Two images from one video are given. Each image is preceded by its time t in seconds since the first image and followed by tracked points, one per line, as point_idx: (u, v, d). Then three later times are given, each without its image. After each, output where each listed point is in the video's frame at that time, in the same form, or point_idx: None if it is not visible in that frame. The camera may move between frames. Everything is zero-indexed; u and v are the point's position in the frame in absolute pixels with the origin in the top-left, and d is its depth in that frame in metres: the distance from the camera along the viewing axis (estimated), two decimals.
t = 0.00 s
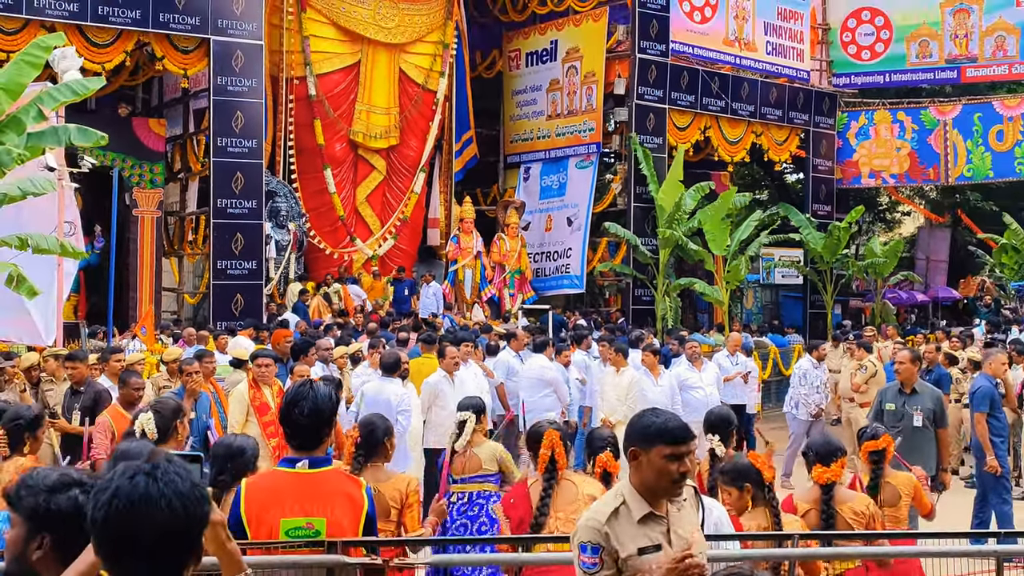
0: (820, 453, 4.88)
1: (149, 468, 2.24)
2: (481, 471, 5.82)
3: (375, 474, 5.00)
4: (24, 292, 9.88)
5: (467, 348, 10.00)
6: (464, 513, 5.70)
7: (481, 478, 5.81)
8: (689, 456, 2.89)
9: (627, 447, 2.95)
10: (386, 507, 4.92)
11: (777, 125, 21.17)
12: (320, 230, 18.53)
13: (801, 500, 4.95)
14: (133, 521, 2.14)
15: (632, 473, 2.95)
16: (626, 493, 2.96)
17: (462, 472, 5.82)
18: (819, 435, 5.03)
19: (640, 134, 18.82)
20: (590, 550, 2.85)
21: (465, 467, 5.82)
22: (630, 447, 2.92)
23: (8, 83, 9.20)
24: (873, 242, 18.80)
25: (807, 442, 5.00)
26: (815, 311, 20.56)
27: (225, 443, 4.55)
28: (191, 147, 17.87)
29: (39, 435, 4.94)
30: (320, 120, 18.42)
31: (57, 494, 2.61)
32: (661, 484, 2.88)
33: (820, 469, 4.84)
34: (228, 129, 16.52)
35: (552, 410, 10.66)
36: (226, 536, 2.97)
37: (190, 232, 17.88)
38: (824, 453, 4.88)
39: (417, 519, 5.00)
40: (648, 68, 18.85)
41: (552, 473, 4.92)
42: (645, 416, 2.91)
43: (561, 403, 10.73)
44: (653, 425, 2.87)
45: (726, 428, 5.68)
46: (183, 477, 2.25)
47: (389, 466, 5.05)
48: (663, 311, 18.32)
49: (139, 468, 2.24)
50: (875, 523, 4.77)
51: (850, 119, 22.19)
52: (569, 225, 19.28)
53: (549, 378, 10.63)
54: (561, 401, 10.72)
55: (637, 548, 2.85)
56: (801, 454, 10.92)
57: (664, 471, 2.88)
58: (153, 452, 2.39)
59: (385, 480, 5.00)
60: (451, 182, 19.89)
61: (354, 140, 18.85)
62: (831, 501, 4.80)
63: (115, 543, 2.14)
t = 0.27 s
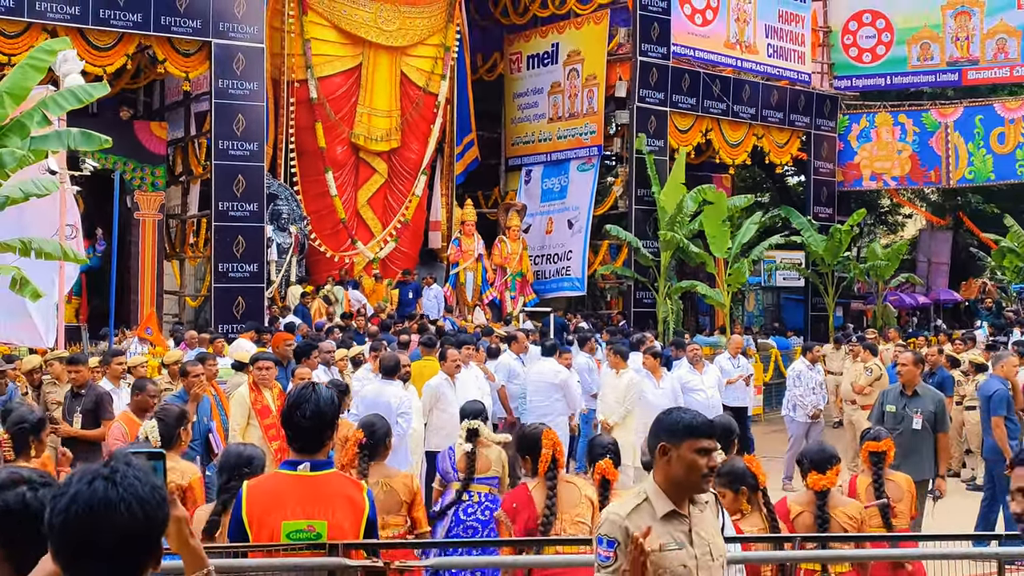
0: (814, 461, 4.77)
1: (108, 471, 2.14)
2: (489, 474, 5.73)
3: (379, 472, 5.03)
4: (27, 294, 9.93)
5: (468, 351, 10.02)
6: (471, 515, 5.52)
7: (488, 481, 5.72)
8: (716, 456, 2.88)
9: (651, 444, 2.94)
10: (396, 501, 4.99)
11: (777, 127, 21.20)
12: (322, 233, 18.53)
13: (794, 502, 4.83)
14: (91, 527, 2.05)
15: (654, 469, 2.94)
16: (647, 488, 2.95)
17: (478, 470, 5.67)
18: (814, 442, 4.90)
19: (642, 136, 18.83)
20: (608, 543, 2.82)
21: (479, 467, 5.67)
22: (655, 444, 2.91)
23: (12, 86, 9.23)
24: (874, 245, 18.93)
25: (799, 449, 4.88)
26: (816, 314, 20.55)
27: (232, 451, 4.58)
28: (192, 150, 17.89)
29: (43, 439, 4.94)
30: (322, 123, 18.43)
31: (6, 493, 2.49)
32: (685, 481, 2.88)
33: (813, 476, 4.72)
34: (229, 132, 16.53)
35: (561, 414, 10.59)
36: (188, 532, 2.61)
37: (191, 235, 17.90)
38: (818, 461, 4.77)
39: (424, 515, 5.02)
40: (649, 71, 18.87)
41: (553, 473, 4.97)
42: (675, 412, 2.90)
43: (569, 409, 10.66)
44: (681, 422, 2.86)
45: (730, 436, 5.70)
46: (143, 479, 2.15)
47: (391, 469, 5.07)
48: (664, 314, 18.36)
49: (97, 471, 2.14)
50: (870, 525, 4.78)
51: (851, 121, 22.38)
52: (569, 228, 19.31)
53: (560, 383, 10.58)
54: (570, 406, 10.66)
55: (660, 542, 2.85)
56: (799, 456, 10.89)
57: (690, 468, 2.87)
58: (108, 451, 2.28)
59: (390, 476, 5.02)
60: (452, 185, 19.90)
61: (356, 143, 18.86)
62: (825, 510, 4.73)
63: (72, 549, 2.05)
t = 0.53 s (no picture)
0: (807, 466, 4.75)
1: (38, 481, 1.87)
2: (495, 481, 5.84)
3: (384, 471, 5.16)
4: (30, 297, 9.97)
5: (470, 353, 10.07)
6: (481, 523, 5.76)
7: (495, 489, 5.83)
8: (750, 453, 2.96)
9: (688, 442, 3.02)
10: (394, 499, 5.12)
11: (778, 130, 21.20)
12: (323, 235, 18.56)
13: (794, 510, 4.79)
14: (17, 544, 1.79)
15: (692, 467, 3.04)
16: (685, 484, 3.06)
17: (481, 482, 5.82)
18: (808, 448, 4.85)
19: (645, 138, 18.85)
20: (644, 535, 2.93)
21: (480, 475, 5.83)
22: (692, 441, 3.00)
23: (17, 90, 9.25)
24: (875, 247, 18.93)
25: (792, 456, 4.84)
26: (817, 316, 20.57)
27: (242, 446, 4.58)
28: (194, 153, 17.91)
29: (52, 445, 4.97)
30: (323, 125, 18.45)
31: None
32: (720, 477, 2.96)
33: (808, 481, 4.72)
34: (230, 134, 16.54)
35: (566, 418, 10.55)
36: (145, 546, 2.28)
37: (192, 238, 17.92)
38: (812, 465, 4.74)
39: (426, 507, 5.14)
40: (650, 73, 18.90)
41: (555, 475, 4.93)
42: (711, 411, 2.99)
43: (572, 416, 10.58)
44: (717, 422, 2.94)
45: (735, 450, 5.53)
46: (77, 488, 1.87)
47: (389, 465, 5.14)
48: (665, 316, 18.44)
49: (27, 480, 1.87)
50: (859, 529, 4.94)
51: (853, 123, 22.26)
52: (570, 230, 19.34)
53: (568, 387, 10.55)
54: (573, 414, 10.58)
55: (693, 537, 2.94)
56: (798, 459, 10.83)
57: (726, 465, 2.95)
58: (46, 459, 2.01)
59: (390, 475, 5.15)
60: (453, 187, 19.91)
61: (357, 145, 18.86)
62: (823, 514, 4.73)
63: None
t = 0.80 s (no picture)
0: (831, 460, 4.74)
1: None
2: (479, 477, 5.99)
3: (377, 483, 4.93)
4: (31, 299, 10.00)
5: (472, 355, 10.12)
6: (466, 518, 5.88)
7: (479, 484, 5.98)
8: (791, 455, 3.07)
9: (729, 443, 3.12)
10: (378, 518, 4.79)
11: (780, 132, 21.19)
12: (324, 237, 18.57)
13: (803, 508, 4.77)
14: None
15: (730, 468, 3.12)
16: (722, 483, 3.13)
17: (473, 474, 5.96)
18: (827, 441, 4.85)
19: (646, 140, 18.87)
20: (682, 532, 2.99)
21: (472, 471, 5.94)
22: (734, 441, 3.10)
23: (21, 93, 9.27)
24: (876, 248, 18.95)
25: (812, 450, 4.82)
26: (818, 318, 20.56)
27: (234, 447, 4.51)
28: (195, 155, 17.91)
29: (51, 436, 5.12)
30: (325, 127, 18.47)
31: None
32: (761, 476, 3.05)
33: (836, 474, 4.73)
34: (232, 136, 16.55)
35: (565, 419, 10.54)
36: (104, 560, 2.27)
37: (194, 239, 17.93)
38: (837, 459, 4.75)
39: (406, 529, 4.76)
40: (651, 75, 18.93)
41: (554, 470, 5.00)
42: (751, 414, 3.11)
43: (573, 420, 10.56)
44: (763, 422, 3.06)
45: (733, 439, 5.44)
46: (22, 495, 1.82)
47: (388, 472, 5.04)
48: (667, 317, 18.42)
49: None
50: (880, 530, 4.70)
51: (855, 125, 22.15)
52: (571, 231, 19.34)
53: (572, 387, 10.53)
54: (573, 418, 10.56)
55: (738, 537, 3.00)
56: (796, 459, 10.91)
57: (769, 465, 3.05)
58: None
59: (382, 489, 4.89)
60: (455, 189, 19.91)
61: (359, 147, 18.88)
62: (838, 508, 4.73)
63: None
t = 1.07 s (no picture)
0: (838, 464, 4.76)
1: None
2: (483, 484, 6.03)
3: (384, 481, 4.95)
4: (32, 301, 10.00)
5: (473, 356, 10.10)
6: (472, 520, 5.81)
7: (485, 491, 6.03)
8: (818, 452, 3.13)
9: (754, 444, 3.16)
10: (394, 514, 4.87)
11: (781, 133, 21.19)
12: (326, 239, 18.59)
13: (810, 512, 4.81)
14: None
15: (758, 468, 3.17)
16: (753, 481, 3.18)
17: (468, 484, 6.00)
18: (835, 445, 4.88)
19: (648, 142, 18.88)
20: (727, 529, 3.02)
21: (469, 480, 6.00)
22: (761, 443, 3.14)
23: (24, 95, 9.27)
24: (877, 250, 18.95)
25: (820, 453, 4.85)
26: (820, 319, 20.56)
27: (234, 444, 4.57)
28: (196, 156, 17.91)
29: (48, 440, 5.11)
30: (326, 129, 18.49)
31: None
32: (788, 476, 3.10)
33: (842, 478, 4.51)
34: (233, 138, 16.54)
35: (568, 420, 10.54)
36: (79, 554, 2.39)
37: (195, 241, 17.93)
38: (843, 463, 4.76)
39: (431, 524, 4.87)
40: (653, 77, 18.95)
41: (554, 471, 5.01)
42: (774, 415, 3.15)
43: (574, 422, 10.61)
44: (786, 423, 3.10)
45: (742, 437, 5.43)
46: None
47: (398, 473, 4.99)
48: (669, 319, 18.38)
49: None
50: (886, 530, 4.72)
51: (855, 126, 22.21)
52: (573, 233, 19.34)
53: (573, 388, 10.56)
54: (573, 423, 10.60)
55: (776, 535, 3.05)
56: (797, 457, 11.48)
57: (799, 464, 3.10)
58: None
59: (396, 486, 4.92)
60: (457, 191, 19.91)
61: (360, 149, 18.89)
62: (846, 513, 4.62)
63: None
